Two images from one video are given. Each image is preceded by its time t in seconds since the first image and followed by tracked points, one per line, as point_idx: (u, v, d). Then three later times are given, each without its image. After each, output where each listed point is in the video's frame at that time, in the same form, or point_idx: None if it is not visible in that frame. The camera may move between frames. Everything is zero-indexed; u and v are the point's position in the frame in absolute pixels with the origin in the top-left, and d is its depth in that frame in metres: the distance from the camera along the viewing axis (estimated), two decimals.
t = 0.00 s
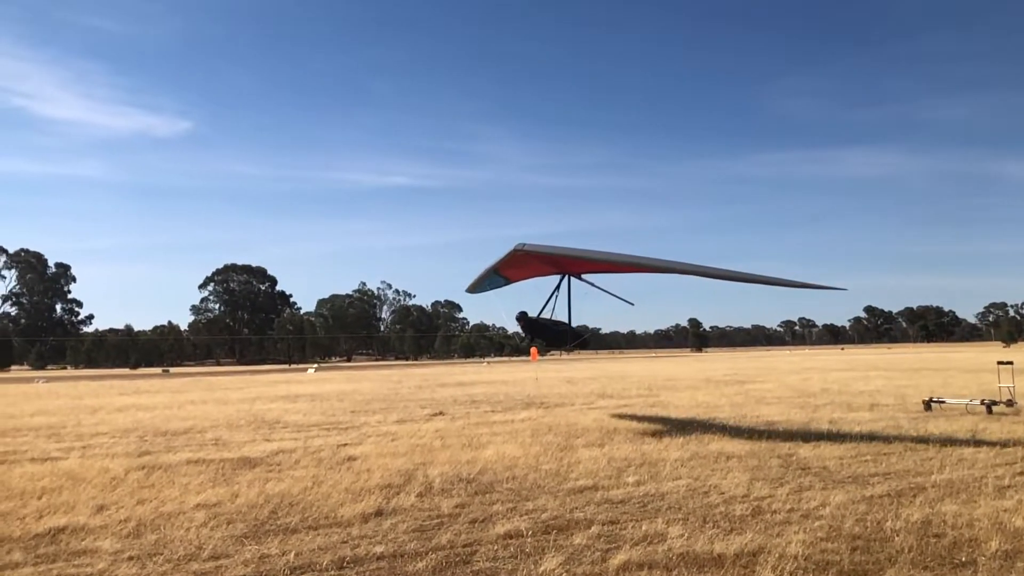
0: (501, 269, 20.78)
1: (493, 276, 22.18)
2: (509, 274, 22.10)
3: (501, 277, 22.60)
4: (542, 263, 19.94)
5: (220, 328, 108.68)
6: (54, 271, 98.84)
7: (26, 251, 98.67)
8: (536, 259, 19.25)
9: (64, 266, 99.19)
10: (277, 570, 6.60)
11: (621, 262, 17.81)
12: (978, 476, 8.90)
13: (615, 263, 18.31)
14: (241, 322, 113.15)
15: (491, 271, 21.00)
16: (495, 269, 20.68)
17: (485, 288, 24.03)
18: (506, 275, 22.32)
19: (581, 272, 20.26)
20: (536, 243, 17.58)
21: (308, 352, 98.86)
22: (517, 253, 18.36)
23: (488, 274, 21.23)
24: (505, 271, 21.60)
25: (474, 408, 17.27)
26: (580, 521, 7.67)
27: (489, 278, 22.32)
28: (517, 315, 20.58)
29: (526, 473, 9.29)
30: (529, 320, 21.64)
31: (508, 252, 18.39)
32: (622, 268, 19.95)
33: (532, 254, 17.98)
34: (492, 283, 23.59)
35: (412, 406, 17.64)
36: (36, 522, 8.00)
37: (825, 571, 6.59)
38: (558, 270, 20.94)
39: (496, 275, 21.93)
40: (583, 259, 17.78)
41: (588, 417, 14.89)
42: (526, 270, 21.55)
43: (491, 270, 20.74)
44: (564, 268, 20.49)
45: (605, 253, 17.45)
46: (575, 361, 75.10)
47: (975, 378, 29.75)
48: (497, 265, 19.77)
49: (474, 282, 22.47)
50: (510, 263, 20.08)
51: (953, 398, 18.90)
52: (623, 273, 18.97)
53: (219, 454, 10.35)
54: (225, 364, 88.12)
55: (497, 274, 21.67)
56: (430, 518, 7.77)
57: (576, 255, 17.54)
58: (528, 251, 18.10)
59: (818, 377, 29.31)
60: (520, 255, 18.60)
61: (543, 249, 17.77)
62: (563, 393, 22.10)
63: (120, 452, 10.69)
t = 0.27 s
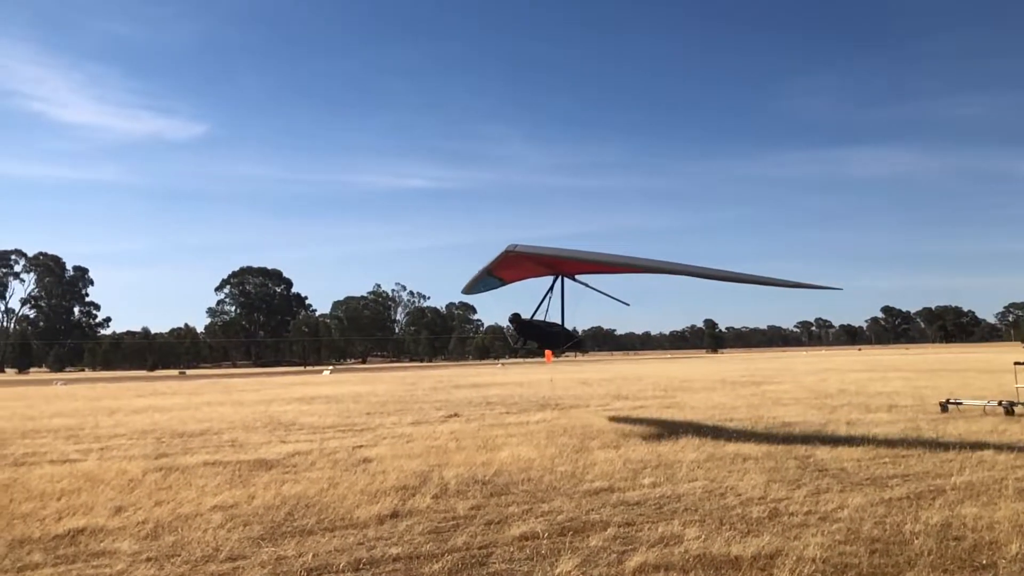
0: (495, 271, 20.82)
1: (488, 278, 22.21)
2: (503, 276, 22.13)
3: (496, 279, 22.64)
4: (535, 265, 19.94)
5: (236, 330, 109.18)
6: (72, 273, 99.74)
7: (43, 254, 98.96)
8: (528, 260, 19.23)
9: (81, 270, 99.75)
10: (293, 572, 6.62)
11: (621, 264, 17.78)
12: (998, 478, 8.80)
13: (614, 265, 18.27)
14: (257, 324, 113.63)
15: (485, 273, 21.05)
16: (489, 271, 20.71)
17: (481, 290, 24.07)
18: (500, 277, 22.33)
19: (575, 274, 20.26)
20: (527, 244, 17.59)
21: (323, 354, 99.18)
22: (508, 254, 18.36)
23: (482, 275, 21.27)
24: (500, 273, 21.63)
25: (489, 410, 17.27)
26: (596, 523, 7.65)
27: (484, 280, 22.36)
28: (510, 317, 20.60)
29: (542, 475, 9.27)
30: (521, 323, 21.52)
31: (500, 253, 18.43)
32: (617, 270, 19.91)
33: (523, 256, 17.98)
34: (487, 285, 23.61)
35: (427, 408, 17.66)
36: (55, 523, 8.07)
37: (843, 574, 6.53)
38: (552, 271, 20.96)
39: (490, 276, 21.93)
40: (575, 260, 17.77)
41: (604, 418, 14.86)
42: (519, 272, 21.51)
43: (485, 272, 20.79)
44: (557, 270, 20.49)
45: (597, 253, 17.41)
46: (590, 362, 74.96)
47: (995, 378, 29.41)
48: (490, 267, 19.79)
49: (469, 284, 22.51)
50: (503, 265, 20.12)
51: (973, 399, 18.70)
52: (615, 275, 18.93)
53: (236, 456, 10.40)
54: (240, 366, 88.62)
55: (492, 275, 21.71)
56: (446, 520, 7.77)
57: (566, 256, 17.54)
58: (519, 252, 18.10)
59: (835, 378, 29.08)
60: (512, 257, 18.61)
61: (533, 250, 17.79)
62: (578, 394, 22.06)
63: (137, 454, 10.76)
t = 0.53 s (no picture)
0: (488, 272, 20.81)
1: (483, 280, 22.20)
2: (498, 277, 22.10)
3: (491, 280, 22.61)
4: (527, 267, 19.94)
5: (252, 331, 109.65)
6: (90, 277, 100.75)
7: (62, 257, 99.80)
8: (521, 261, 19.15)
9: (98, 273, 100.32)
10: (310, 573, 6.64)
11: (630, 267, 17.72)
12: (1020, 481, 8.68)
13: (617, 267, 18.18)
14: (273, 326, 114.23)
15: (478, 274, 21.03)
16: (483, 272, 20.69)
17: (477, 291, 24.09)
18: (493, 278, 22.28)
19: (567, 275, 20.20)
20: (518, 246, 17.56)
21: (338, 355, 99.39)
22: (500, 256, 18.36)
23: (475, 277, 21.26)
24: (494, 275, 21.60)
25: (504, 412, 17.26)
26: (612, 525, 7.63)
27: (478, 281, 22.35)
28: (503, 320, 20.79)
29: (557, 477, 9.25)
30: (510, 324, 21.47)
31: (491, 255, 18.42)
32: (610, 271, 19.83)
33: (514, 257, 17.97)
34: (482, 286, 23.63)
35: (442, 410, 17.65)
36: (74, 524, 8.14)
37: None
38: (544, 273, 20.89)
39: (483, 277, 21.88)
40: (565, 262, 17.74)
41: (619, 420, 14.82)
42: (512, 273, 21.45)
43: (478, 274, 20.77)
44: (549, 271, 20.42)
45: (588, 255, 17.39)
46: (604, 363, 74.79)
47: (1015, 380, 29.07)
48: (482, 269, 19.81)
49: (463, 285, 22.53)
50: (495, 267, 20.11)
51: (994, 400, 18.48)
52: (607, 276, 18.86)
53: (252, 458, 10.45)
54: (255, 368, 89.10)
55: (486, 277, 21.72)
56: (462, 521, 7.77)
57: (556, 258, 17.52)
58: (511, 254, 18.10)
59: (852, 379, 28.79)
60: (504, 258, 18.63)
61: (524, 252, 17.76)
62: (593, 396, 22.01)
63: (154, 456, 10.83)
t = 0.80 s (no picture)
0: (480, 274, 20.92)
1: (477, 281, 22.19)
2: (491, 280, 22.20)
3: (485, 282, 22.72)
4: (520, 270, 20.01)
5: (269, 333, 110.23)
6: (109, 281, 101.79)
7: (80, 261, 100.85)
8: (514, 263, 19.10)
9: (116, 276, 101.29)
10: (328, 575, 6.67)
11: (646, 270, 17.67)
12: None
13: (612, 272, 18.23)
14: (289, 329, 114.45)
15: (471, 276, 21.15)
16: (476, 274, 20.72)
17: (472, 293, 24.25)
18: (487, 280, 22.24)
19: (560, 277, 20.25)
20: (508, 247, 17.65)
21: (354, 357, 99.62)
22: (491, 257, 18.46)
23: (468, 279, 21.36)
24: (487, 277, 21.62)
25: (520, 413, 17.25)
26: (630, 527, 7.60)
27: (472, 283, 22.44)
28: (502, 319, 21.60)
29: (574, 478, 9.24)
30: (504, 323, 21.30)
31: (482, 257, 18.54)
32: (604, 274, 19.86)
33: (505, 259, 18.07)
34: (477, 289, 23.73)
35: (459, 411, 17.67)
36: (95, 526, 8.22)
37: None
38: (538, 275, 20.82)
39: (477, 279, 21.84)
40: (557, 264, 17.79)
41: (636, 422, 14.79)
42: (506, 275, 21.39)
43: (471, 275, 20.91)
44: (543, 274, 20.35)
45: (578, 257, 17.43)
46: (621, 364, 74.52)
47: None
48: (474, 271, 19.94)
49: (458, 286, 22.65)
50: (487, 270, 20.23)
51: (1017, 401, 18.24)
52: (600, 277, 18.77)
53: (270, 460, 10.51)
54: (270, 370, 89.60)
55: (479, 279, 21.82)
56: (479, 523, 7.77)
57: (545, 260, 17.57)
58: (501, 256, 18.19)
59: (872, 379, 28.48)
60: (494, 261, 18.73)
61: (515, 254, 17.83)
62: (610, 397, 21.96)
63: (173, 458, 10.92)
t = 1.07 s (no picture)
0: (475, 276, 21.00)
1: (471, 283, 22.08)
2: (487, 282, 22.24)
3: (482, 284, 22.79)
4: (514, 272, 20.06)
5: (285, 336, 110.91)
6: (128, 283, 102.70)
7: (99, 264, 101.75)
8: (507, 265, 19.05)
9: (135, 279, 102.05)
10: None
11: (662, 273, 17.60)
12: None
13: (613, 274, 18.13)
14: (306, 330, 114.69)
15: (466, 278, 21.22)
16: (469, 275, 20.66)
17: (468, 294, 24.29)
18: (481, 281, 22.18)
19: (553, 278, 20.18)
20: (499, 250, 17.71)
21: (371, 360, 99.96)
22: (483, 260, 18.54)
23: (463, 280, 21.45)
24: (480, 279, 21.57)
25: (537, 415, 17.22)
26: (648, 529, 7.57)
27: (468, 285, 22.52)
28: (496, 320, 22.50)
29: (591, 481, 9.21)
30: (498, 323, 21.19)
31: (474, 260, 18.63)
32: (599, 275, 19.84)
33: (497, 261, 18.12)
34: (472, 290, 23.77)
35: (475, 413, 17.67)
36: (115, 527, 8.29)
37: None
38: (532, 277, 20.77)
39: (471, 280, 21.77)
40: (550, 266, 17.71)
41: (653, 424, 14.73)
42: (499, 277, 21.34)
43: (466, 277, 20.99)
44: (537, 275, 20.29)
45: (575, 258, 17.40)
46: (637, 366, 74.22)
47: None
48: (469, 272, 20.02)
49: (454, 288, 22.75)
50: (481, 272, 20.30)
51: None
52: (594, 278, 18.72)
53: (287, 461, 10.57)
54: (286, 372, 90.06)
55: (473, 281, 21.88)
56: (497, 525, 7.77)
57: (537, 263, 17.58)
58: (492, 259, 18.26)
59: (892, 381, 28.18)
60: (485, 263, 18.81)
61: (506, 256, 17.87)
62: (627, 399, 21.90)
63: (192, 460, 11.00)
